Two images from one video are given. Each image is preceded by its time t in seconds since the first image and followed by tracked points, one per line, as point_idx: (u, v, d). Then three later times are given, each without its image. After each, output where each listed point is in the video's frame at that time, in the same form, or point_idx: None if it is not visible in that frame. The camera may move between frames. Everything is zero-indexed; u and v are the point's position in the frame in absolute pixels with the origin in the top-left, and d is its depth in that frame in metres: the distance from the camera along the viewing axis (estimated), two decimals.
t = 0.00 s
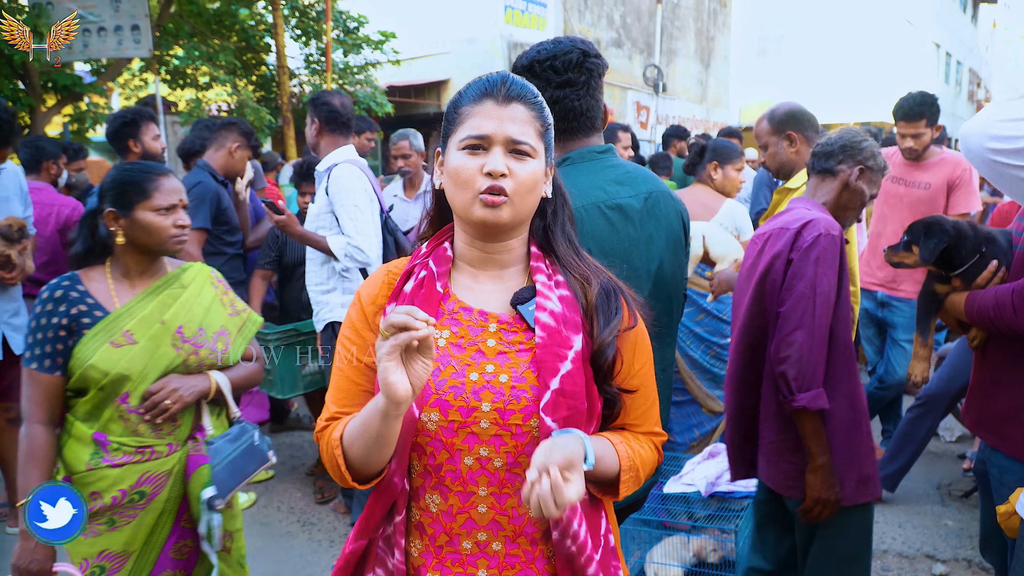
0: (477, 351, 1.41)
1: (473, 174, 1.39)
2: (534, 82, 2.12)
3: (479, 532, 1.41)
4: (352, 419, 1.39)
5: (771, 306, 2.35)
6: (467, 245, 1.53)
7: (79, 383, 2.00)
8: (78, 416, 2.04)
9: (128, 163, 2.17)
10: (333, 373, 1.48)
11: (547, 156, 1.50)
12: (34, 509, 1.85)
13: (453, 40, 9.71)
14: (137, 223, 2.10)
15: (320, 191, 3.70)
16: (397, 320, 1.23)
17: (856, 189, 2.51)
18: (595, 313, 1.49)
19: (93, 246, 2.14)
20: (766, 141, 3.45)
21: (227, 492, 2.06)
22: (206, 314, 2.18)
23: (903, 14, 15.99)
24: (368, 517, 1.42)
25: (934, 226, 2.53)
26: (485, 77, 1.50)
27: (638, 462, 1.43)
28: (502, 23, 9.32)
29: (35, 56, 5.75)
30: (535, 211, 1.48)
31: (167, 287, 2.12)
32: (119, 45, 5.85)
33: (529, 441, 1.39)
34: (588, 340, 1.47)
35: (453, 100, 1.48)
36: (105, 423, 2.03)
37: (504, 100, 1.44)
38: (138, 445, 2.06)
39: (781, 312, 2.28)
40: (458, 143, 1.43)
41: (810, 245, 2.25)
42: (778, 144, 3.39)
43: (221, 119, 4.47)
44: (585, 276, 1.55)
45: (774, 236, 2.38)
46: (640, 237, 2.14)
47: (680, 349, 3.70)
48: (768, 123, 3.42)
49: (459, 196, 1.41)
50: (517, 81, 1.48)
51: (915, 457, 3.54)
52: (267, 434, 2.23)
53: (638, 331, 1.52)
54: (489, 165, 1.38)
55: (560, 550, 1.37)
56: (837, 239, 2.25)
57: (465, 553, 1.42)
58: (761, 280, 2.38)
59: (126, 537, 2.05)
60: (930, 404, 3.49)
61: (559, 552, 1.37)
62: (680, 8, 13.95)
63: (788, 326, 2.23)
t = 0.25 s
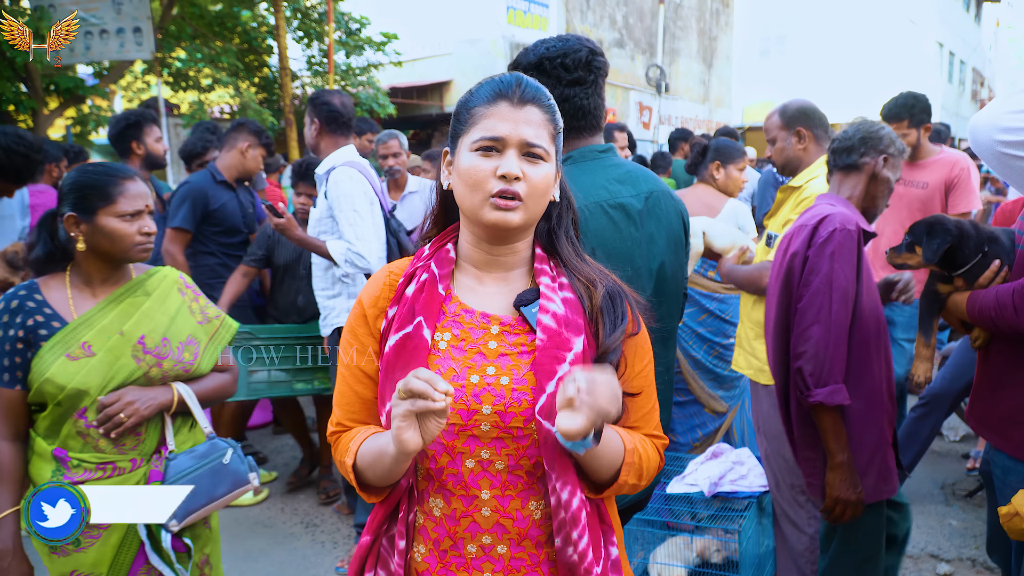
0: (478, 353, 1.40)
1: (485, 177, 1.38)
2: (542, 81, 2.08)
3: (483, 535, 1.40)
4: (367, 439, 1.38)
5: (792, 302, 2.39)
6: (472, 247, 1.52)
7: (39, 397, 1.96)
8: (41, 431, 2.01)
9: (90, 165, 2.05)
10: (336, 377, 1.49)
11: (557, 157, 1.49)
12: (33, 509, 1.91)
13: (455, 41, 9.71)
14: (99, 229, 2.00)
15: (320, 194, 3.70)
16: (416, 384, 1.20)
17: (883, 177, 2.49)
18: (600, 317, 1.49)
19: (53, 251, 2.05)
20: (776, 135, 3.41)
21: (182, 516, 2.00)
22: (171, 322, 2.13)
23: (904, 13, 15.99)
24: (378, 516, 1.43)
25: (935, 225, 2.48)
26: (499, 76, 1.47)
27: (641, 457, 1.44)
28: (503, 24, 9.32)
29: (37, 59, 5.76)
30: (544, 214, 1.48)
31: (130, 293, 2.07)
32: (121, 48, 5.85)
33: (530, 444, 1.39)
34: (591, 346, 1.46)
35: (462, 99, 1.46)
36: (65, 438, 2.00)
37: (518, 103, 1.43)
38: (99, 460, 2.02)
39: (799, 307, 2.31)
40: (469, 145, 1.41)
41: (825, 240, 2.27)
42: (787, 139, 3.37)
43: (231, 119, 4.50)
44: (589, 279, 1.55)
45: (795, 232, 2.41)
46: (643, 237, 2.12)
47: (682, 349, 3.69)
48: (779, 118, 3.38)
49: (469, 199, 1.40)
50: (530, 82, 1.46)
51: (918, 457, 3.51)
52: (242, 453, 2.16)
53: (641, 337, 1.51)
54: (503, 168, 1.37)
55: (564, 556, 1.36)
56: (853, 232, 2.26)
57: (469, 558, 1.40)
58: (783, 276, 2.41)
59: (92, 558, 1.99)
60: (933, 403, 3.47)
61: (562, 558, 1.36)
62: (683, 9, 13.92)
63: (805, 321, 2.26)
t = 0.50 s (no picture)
0: (481, 354, 1.41)
1: (487, 180, 1.37)
2: (550, 79, 2.07)
3: (488, 537, 1.40)
4: (375, 437, 1.40)
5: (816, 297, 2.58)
6: (472, 246, 1.52)
7: (20, 406, 1.97)
8: (23, 441, 2.01)
9: (79, 165, 2.05)
10: (338, 379, 1.49)
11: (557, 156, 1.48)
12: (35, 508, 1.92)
13: (459, 42, 9.70)
14: (86, 232, 1.99)
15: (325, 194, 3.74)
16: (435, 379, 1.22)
17: (921, 177, 2.49)
18: (600, 310, 1.48)
19: (40, 254, 2.07)
20: (782, 135, 3.40)
21: (172, 532, 1.97)
22: (159, 330, 2.12)
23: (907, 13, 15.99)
24: (384, 523, 1.42)
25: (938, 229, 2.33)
26: (493, 75, 1.46)
27: (643, 447, 1.41)
28: (507, 24, 9.32)
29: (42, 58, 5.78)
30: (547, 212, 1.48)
31: (117, 299, 2.07)
32: (125, 47, 5.86)
33: (534, 443, 1.41)
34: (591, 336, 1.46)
35: (459, 100, 1.45)
36: (46, 450, 2.00)
37: (517, 103, 1.41)
38: (79, 474, 2.01)
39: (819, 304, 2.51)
40: (469, 147, 1.40)
41: (845, 239, 2.44)
42: (794, 139, 3.36)
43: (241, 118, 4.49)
44: (588, 273, 1.54)
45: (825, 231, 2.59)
46: (646, 236, 2.12)
47: (685, 350, 3.69)
48: (785, 117, 3.39)
49: (471, 202, 1.40)
50: (528, 80, 1.44)
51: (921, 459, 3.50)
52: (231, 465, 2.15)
53: (643, 327, 1.50)
54: (505, 171, 1.37)
55: (570, 559, 1.36)
56: (873, 230, 2.42)
57: (474, 559, 1.40)
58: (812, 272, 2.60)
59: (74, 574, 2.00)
60: (937, 405, 3.46)
61: (569, 561, 1.36)
62: (688, 9, 13.88)
63: (822, 316, 2.45)
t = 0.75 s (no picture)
0: (484, 357, 1.39)
1: (486, 183, 1.36)
2: (559, 77, 2.05)
3: (495, 543, 1.39)
4: (383, 446, 1.40)
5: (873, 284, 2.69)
6: (473, 250, 1.50)
7: (10, 412, 1.90)
8: (13, 455, 1.94)
9: (92, 166, 1.99)
10: (342, 387, 1.48)
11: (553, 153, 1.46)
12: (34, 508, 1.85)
13: (463, 40, 9.67)
14: (99, 235, 1.94)
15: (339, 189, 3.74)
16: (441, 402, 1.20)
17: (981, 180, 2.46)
18: (603, 308, 1.47)
19: (48, 256, 2.01)
20: (788, 135, 3.37)
21: (171, 559, 1.91)
22: (165, 343, 2.04)
23: (914, 12, 15.94)
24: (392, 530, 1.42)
25: (932, 239, 2.31)
26: (482, 73, 1.43)
27: (649, 448, 1.40)
28: (511, 23, 9.30)
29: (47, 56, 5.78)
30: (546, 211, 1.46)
31: (124, 308, 2.01)
32: (129, 45, 5.85)
33: (540, 448, 1.40)
34: (597, 335, 1.45)
35: (448, 102, 1.42)
36: (36, 464, 1.93)
37: (510, 103, 1.39)
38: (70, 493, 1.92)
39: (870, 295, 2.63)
40: (463, 151, 1.38)
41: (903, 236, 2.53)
42: (800, 139, 3.32)
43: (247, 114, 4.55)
44: (589, 270, 1.52)
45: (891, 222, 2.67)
46: (652, 234, 2.09)
47: (690, 350, 3.67)
48: (790, 117, 3.37)
49: (470, 206, 1.38)
50: (520, 77, 1.41)
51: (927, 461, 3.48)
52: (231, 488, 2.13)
53: (648, 322, 1.48)
54: (502, 174, 1.35)
55: (578, 566, 1.34)
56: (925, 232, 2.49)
57: (482, 565, 1.39)
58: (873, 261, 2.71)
59: None
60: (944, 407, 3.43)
61: (577, 568, 1.34)
62: (692, 8, 13.84)
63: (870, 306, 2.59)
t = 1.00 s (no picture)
0: (492, 358, 1.36)
1: (491, 177, 1.33)
2: (578, 69, 2.00)
3: (496, 550, 1.36)
4: (374, 441, 1.37)
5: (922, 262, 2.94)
6: (481, 245, 1.47)
7: (9, 420, 1.78)
8: (9, 467, 1.82)
9: (108, 156, 1.95)
10: (342, 385, 1.45)
11: (563, 147, 1.42)
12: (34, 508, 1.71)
13: (469, 38, 9.63)
14: (121, 229, 1.89)
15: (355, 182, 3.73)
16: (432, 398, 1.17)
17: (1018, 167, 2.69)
18: (614, 312, 1.45)
19: (53, 252, 1.91)
20: (795, 135, 3.32)
21: None
22: (179, 348, 1.97)
23: (921, 13, 15.87)
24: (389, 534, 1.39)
25: (943, 241, 2.31)
26: (492, 63, 1.40)
27: (657, 457, 1.39)
28: (517, 21, 9.26)
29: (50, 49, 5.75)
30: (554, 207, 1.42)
31: (135, 309, 1.93)
32: (133, 39, 5.81)
33: (547, 454, 1.37)
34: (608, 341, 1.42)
35: (457, 93, 1.40)
36: (35, 476, 1.81)
37: (519, 94, 1.36)
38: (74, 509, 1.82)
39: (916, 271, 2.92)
40: (470, 143, 1.35)
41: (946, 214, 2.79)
42: (808, 139, 3.28)
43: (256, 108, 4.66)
44: (601, 271, 1.50)
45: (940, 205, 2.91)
46: (661, 234, 2.05)
47: (699, 351, 3.62)
48: (797, 117, 3.33)
49: (474, 199, 1.35)
50: (528, 67, 1.38)
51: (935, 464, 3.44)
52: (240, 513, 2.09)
53: (659, 327, 1.46)
54: (508, 167, 1.32)
55: None
56: (969, 211, 2.73)
57: (481, 572, 1.36)
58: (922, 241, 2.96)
59: None
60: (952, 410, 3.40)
61: None
62: (698, 7, 13.79)
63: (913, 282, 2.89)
